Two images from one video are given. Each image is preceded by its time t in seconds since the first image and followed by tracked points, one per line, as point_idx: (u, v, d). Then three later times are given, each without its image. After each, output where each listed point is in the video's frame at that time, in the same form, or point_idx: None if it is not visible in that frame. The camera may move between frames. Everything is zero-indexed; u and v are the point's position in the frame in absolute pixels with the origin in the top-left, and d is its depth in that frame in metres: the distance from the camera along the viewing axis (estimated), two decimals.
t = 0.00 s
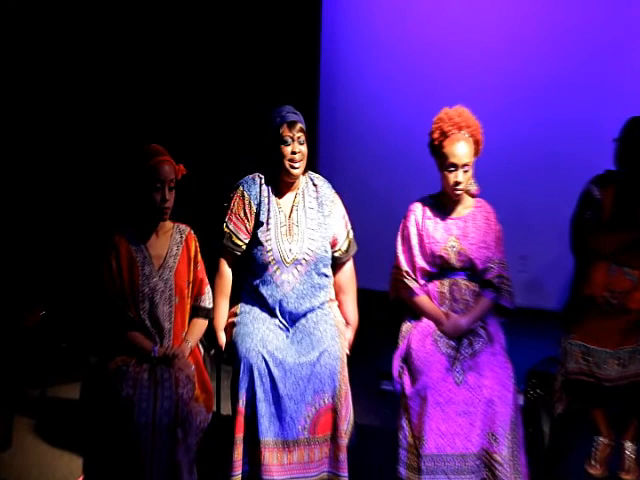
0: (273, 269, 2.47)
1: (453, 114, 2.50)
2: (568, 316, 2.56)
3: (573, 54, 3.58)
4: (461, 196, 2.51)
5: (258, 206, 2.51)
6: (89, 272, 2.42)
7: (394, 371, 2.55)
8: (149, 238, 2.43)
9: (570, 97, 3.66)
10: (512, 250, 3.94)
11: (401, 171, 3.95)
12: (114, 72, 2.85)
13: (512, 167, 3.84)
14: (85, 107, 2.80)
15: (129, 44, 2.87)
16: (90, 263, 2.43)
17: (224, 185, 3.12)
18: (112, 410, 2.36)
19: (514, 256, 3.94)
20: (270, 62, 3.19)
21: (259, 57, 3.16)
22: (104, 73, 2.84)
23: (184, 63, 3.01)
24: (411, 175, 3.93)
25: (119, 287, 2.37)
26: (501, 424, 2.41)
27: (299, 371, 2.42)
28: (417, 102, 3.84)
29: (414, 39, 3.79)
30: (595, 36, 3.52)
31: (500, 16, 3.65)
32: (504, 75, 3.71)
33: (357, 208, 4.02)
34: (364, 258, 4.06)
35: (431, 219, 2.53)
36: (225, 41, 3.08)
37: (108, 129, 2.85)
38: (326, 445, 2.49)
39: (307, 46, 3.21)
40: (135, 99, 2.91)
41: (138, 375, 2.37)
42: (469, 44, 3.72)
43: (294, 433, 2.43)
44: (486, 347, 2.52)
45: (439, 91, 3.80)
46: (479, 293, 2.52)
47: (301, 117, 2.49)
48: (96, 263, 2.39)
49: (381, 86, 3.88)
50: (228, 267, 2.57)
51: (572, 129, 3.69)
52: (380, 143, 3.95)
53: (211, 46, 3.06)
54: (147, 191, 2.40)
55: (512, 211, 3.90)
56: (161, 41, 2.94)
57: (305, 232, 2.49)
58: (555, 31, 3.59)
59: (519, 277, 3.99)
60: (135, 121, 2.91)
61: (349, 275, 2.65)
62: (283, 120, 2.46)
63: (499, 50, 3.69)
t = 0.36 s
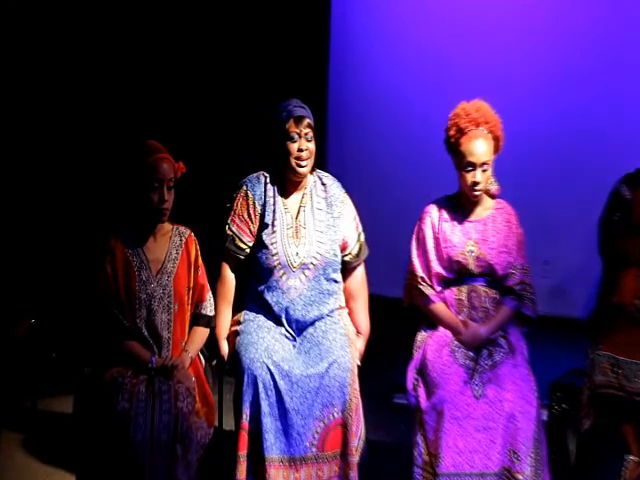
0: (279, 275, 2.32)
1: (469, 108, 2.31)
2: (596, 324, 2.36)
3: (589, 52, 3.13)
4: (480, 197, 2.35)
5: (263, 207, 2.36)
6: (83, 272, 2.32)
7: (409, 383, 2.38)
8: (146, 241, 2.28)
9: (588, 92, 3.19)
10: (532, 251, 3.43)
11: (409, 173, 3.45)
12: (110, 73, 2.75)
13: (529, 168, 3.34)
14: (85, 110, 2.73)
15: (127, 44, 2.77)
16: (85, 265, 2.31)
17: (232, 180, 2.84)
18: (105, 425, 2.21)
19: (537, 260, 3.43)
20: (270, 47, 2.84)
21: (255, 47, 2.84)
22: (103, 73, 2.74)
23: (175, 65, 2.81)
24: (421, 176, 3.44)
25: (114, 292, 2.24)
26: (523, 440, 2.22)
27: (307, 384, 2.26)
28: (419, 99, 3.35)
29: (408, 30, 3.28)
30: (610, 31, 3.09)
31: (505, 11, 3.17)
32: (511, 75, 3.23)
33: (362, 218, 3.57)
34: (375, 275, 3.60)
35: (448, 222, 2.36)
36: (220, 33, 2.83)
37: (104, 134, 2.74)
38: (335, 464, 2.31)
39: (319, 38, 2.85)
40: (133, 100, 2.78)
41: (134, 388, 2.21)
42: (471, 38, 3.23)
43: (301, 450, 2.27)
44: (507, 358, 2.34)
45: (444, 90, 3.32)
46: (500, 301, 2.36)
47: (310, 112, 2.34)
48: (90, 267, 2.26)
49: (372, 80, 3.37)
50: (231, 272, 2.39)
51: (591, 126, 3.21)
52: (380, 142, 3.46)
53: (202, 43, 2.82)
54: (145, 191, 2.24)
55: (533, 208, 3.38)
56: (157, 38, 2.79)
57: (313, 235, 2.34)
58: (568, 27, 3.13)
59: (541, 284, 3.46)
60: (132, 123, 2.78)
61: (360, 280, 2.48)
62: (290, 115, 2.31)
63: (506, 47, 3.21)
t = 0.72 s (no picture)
0: (284, 283, 2.11)
1: (495, 100, 2.11)
2: (634, 339, 2.09)
3: (596, 40, 2.81)
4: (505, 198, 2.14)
5: (267, 208, 2.16)
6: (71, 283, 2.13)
7: (427, 401, 2.15)
8: (140, 245, 2.08)
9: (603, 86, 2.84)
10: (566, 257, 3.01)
11: (432, 169, 3.06)
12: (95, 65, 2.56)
13: (559, 161, 2.94)
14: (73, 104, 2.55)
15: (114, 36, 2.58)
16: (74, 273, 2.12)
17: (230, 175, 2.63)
18: (93, 448, 2.01)
19: (570, 268, 3.01)
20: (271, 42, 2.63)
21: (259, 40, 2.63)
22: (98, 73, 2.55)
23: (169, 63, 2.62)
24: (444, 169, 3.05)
25: (105, 302, 2.04)
26: (554, 466, 2.02)
27: (316, 403, 2.05)
28: (440, 86, 2.99)
29: (413, 15, 2.96)
30: (619, 19, 2.76)
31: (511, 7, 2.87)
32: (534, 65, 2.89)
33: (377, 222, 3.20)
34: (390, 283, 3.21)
35: (471, 225, 2.16)
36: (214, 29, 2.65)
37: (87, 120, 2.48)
38: None
39: (325, 38, 2.65)
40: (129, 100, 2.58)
41: (126, 407, 2.01)
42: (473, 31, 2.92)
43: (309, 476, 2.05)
44: (537, 375, 2.11)
45: (457, 72, 2.96)
46: (528, 312, 2.14)
47: (321, 105, 2.12)
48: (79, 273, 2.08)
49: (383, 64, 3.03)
50: (232, 279, 2.19)
51: (607, 123, 2.86)
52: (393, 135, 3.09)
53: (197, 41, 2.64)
54: (139, 190, 2.05)
55: (567, 207, 2.97)
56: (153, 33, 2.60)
57: (323, 240, 2.13)
58: (574, 20, 2.81)
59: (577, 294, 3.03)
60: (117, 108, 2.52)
61: (374, 289, 2.27)
62: (298, 107, 2.11)
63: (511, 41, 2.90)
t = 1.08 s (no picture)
0: (288, 294, 1.89)
1: (524, 90, 1.89)
2: None
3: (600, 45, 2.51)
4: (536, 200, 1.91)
5: (268, 211, 1.94)
6: (44, 291, 1.92)
7: (448, 427, 1.92)
8: (126, 253, 1.86)
9: (614, 92, 2.52)
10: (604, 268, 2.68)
11: (456, 171, 2.73)
12: (50, 60, 2.17)
13: (597, 162, 2.59)
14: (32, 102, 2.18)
15: (74, 26, 2.19)
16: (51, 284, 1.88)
17: (226, 177, 2.34)
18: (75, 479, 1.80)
19: (607, 279, 2.68)
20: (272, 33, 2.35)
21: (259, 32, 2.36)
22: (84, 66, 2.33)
23: (147, 56, 2.26)
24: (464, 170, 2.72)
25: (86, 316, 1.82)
26: None
27: (322, 429, 1.83)
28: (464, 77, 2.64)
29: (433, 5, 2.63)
30: None
31: (511, 13, 2.56)
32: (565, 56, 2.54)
33: (391, 229, 2.93)
34: (407, 298, 2.91)
35: (497, 230, 1.93)
36: (189, 12, 2.29)
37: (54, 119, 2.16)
38: None
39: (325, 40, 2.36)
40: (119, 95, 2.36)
41: (110, 433, 1.80)
42: (478, 31, 2.62)
43: None
44: (571, 398, 1.87)
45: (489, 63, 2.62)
46: (561, 328, 1.91)
47: (329, 98, 1.93)
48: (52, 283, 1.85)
49: (387, 62, 2.73)
50: (229, 290, 1.97)
51: (626, 129, 2.53)
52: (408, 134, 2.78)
53: (167, 30, 2.28)
54: (125, 192, 1.82)
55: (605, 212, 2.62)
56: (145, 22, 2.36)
57: (330, 246, 1.91)
58: (578, 21, 2.51)
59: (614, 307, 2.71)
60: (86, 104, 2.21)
61: (388, 302, 2.04)
62: (304, 98, 1.90)
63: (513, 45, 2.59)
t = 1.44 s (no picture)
0: (288, 303, 1.74)
1: (546, 80, 1.72)
2: None
3: (616, 37, 2.23)
4: (558, 200, 1.75)
5: (267, 213, 1.79)
6: (23, 300, 1.76)
7: (463, 449, 1.75)
8: (112, 259, 1.71)
9: (631, 92, 2.23)
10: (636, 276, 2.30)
11: (472, 163, 2.41)
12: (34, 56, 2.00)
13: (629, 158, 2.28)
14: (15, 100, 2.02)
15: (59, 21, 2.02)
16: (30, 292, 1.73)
17: (222, 176, 2.16)
18: None
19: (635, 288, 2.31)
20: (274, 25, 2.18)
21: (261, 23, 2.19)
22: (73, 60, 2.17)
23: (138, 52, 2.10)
24: (482, 167, 2.41)
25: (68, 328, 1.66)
26: None
27: (325, 450, 1.66)
28: (481, 65, 2.36)
29: None
30: None
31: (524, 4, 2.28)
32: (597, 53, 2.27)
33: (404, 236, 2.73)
34: (416, 304, 2.53)
35: (516, 234, 1.78)
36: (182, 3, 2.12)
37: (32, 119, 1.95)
38: None
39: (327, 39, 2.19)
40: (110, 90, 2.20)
41: (94, 456, 1.65)
42: (490, 20, 2.33)
43: None
44: (599, 416, 1.70)
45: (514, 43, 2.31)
46: (587, 341, 1.75)
47: (333, 90, 1.78)
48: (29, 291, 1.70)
49: (396, 46, 2.43)
50: (225, 300, 1.81)
51: None
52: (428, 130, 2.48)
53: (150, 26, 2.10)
54: (112, 192, 1.69)
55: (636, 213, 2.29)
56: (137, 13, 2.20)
57: (334, 251, 1.76)
58: (596, 14, 2.23)
59: None
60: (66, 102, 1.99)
61: (397, 312, 1.88)
62: (305, 90, 1.76)
63: (526, 40, 2.30)
